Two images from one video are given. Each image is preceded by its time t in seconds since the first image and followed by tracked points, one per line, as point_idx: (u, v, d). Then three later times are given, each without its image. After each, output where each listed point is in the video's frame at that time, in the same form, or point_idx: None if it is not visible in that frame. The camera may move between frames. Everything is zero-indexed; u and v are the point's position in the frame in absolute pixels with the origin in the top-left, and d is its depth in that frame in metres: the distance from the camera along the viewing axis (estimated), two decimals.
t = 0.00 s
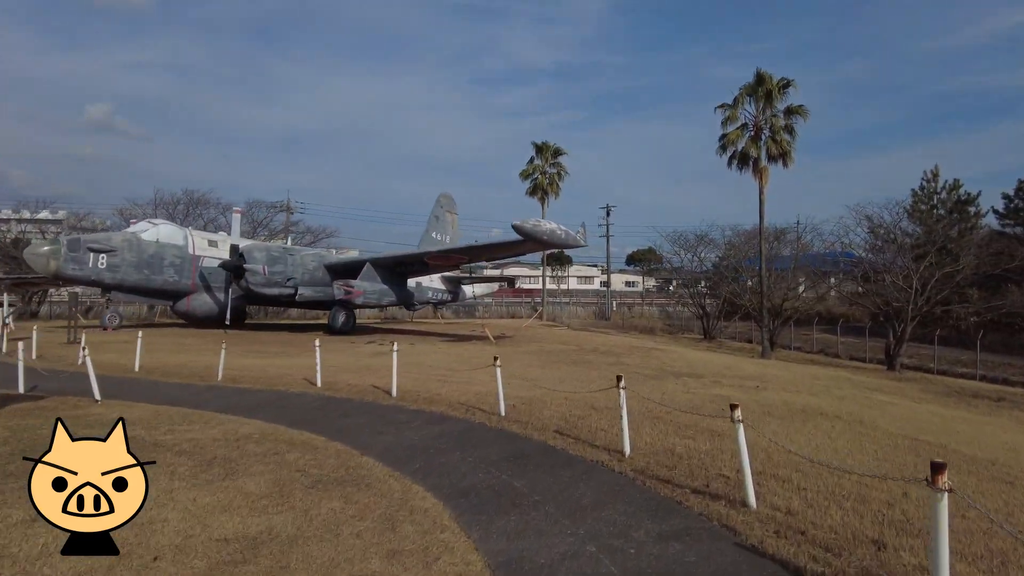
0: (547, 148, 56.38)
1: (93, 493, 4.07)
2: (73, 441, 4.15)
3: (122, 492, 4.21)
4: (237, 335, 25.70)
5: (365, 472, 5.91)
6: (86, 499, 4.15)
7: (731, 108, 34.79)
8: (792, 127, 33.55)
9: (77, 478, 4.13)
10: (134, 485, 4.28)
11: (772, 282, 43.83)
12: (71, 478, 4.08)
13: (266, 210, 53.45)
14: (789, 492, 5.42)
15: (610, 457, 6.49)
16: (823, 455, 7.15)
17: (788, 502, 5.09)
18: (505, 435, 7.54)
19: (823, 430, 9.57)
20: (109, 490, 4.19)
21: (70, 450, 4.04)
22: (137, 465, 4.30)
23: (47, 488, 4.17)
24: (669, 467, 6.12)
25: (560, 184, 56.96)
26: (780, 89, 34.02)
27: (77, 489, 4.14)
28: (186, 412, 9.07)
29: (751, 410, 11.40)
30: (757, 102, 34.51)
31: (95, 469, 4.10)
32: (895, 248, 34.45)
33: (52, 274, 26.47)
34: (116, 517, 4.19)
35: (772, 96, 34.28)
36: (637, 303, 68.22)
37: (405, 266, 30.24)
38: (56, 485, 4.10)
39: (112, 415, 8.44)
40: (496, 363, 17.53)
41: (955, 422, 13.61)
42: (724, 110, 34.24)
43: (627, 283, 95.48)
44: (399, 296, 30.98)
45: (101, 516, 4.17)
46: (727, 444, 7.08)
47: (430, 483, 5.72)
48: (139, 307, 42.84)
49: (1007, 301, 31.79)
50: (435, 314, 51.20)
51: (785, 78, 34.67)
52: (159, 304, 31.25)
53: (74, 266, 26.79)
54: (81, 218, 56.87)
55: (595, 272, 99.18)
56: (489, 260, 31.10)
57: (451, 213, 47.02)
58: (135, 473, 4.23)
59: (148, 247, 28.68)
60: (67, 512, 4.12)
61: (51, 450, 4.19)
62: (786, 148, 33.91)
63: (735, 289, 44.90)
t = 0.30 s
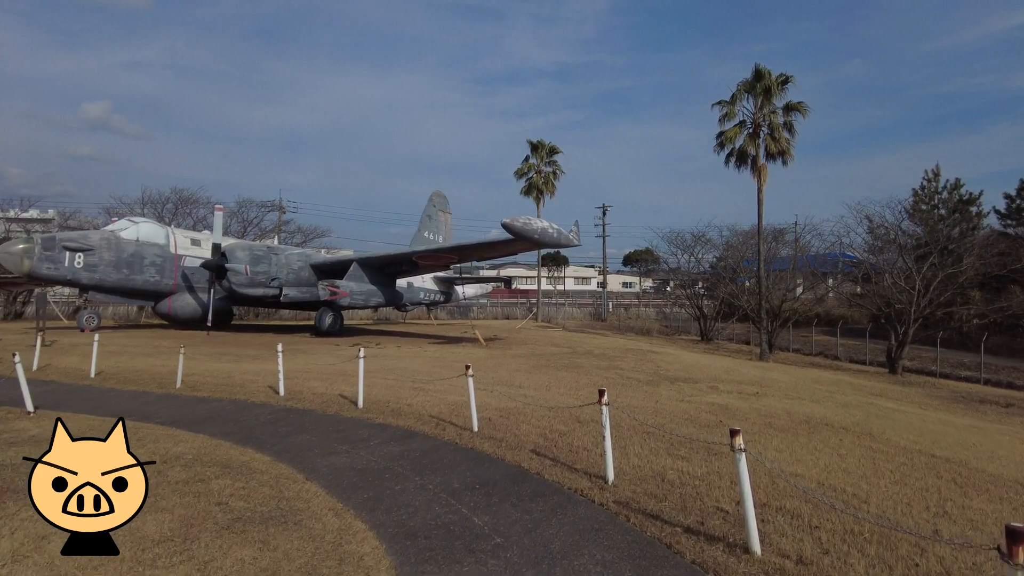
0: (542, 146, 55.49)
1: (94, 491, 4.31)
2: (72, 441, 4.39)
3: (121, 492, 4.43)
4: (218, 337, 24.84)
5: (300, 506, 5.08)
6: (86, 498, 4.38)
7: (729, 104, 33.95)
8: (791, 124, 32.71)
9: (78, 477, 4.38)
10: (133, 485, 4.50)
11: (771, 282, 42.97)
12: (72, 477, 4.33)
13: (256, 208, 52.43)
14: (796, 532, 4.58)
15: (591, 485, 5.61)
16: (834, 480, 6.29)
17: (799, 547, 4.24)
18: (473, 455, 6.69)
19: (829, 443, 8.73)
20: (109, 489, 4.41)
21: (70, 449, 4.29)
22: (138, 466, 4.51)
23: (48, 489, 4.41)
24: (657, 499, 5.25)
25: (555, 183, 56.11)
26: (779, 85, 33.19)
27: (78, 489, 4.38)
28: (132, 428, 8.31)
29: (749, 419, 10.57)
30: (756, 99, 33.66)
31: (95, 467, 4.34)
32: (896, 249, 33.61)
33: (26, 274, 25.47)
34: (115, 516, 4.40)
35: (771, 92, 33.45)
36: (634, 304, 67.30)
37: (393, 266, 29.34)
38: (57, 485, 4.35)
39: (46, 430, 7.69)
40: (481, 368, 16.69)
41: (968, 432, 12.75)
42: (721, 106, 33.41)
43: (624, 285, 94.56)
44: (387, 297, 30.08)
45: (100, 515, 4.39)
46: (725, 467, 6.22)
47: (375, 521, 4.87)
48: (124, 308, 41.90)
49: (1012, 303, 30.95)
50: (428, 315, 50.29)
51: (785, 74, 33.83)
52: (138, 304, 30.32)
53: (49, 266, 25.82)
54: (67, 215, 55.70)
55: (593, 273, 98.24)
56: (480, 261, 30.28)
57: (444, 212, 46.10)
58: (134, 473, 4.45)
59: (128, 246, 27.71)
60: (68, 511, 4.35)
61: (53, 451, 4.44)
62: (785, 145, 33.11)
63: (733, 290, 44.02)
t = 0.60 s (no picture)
0: (540, 144, 54.72)
1: (94, 492, 4.34)
2: (73, 441, 4.42)
3: (121, 491, 4.48)
4: (204, 338, 24.09)
5: (233, 549, 4.32)
6: (86, 499, 4.42)
7: (730, 99, 33.13)
8: (794, 121, 31.92)
9: (78, 478, 4.41)
10: (131, 484, 4.53)
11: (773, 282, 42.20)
12: (72, 477, 4.36)
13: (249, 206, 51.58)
14: None
15: (580, 521, 4.80)
16: (859, 510, 5.51)
17: None
18: (448, 480, 5.90)
19: (845, 459, 7.93)
20: (108, 489, 4.45)
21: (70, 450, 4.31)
22: (137, 466, 4.56)
23: (47, 490, 4.43)
24: (656, 538, 4.46)
25: (554, 182, 55.30)
26: (782, 81, 32.35)
27: (78, 488, 4.42)
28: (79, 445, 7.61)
29: (755, 430, 9.78)
30: (757, 94, 32.85)
31: (95, 468, 4.37)
32: (901, 248, 32.82)
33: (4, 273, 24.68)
34: (115, 516, 4.46)
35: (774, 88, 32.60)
36: (634, 305, 66.44)
37: (384, 265, 28.54)
38: (56, 485, 4.37)
39: None
40: (471, 373, 15.90)
41: (989, 442, 11.93)
42: (722, 102, 32.61)
43: (624, 285, 93.70)
44: (378, 297, 29.27)
45: (100, 514, 4.46)
46: (734, 496, 5.44)
47: (319, 567, 4.10)
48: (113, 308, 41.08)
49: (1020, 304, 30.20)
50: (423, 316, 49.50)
51: (787, 69, 33.00)
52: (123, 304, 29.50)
53: (29, 265, 25.04)
54: (58, 214, 54.86)
55: (593, 274, 97.40)
56: (474, 260, 29.54)
57: (440, 211, 45.28)
58: (134, 473, 4.50)
59: (111, 245, 26.91)
60: (68, 512, 4.39)
61: (51, 451, 4.45)
62: (788, 142, 32.33)
63: (733, 290, 43.22)
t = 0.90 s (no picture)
0: (538, 143, 53.82)
1: (93, 492, 4.48)
2: (72, 441, 4.56)
3: (120, 492, 4.61)
4: (188, 341, 23.27)
5: None
6: (86, 498, 4.57)
7: (732, 95, 32.26)
8: (797, 117, 31.04)
9: (78, 478, 4.56)
10: (130, 485, 4.65)
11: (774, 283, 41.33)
12: (72, 477, 4.51)
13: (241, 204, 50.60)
14: None
15: None
16: (903, 561, 4.60)
17: None
18: (411, 519, 5.01)
19: (869, 484, 7.02)
20: (108, 489, 4.58)
21: (70, 451, 4.45)
22: (137, 466, 4.68)
23: (49, 489, 4.57)
24: None
25: (552, 181, 54.39)
26: (785, 76, 31.47)
27: (78, 489, 4.56)
28: (11, 470, 6.82)
29: (766, 448, 8.86)
30: (760, 90, 31.99)
31: (95, 468, 4.51)
32: (906, 248, 31.95)
33: None
34: (115, 516, 4.59)
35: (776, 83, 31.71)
36: (633, 306, 65.46)
37: (374, 265, 27.65)
38: (58, 485, 4.52)
39: None
40: (459, 379, 14.99)
41: (1017, 458, 11.02)
42: (723, 98, 31.75)
43: (623, 286, 92.80)
44: (369, 298, 28.40)
45: (100, 514, 4.60)
46: (751, 544, 4.55)
47: None
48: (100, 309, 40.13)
49: None
50: (419, 317, 48.60)
51: (790, 64, 32.13)
52: (105, 305, 28.56)
53: (5, 266, 24.19)
54: (47, 213, 53.88)
55: (591, 274, 96.44)
56: (468, 260, 28.66)
57: (435, 210, 44.37)
58: (133, 473, 4.62)
59: (91, 244, 25.98)
60: (69, 510, 4.54)
61: (53, 451, 4.59)
62: (791, 139, 31.44)
63: (734, 291, 42.34)
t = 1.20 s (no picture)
0: (539, 142, 52.85)
1: (94, 492, 4.44)
2: (72, 442, 4.50)
3: (121, 492, 4.59)
4: (174, 345, 22.39)
5: None
6: (85, 499, 4.52)
7: (740, 92, 31.29)
8: (808, 114, 30.06)
9: (78, 478, 4.51)
10: (132, 486, 4.64)
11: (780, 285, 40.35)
12: (72, 477, 4.46)
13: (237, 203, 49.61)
14: None
15: None
16: None
17: None
18: None
19: (929, 523, 6.03)
20: (109, 489, 4.55)
21: (70, 451, 4.40)
22: (137, 466, 4.66)
23: (48, 490, 4.52)
24: None
25: (553, 180, 53.42)
26: (795, 72, 30.49)
27: (77, 489, 4.51)
28: None
29: (797, 474, 7.89)
30: (769, 86, 31.00)
31: (96, 468, 4.47)
32: (918, 249, 30.98)
33: None
34: (116, 516, 4.57)
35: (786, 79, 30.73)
36: (635, 308, 64.41)
37: (370, 266, 26.71)
38: (57, 486, 4.47)
39: None
40: (455, 388, 14.03)
41: None
42: (731, 94, 30.78)
43: (625, 287, 91.78)
44: (364, 299, 27.43)
45: (100, 514, 4.55)
46: None
47: None
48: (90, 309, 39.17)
49: None
50: (417, 319, 47.63)
51: (800, 59, 31.15)
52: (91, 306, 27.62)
53: None
54: (40, 211, 52.92)
55: (593, 275, 95.43)
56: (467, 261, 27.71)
57: (434, 209, 43.41)
58: (134, 473, 4.61)
59: (75, 243, 25.03)
60: (68, 511, 4.48)
61: (52, 451, 4.53)
62: (801, 137, 30.46)
63: (739, 293, 41.37)
